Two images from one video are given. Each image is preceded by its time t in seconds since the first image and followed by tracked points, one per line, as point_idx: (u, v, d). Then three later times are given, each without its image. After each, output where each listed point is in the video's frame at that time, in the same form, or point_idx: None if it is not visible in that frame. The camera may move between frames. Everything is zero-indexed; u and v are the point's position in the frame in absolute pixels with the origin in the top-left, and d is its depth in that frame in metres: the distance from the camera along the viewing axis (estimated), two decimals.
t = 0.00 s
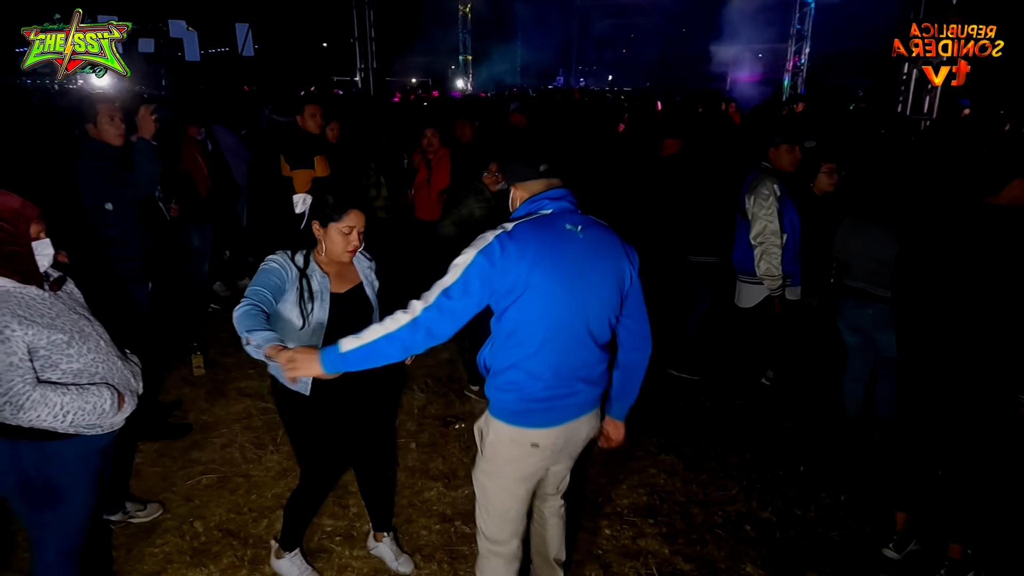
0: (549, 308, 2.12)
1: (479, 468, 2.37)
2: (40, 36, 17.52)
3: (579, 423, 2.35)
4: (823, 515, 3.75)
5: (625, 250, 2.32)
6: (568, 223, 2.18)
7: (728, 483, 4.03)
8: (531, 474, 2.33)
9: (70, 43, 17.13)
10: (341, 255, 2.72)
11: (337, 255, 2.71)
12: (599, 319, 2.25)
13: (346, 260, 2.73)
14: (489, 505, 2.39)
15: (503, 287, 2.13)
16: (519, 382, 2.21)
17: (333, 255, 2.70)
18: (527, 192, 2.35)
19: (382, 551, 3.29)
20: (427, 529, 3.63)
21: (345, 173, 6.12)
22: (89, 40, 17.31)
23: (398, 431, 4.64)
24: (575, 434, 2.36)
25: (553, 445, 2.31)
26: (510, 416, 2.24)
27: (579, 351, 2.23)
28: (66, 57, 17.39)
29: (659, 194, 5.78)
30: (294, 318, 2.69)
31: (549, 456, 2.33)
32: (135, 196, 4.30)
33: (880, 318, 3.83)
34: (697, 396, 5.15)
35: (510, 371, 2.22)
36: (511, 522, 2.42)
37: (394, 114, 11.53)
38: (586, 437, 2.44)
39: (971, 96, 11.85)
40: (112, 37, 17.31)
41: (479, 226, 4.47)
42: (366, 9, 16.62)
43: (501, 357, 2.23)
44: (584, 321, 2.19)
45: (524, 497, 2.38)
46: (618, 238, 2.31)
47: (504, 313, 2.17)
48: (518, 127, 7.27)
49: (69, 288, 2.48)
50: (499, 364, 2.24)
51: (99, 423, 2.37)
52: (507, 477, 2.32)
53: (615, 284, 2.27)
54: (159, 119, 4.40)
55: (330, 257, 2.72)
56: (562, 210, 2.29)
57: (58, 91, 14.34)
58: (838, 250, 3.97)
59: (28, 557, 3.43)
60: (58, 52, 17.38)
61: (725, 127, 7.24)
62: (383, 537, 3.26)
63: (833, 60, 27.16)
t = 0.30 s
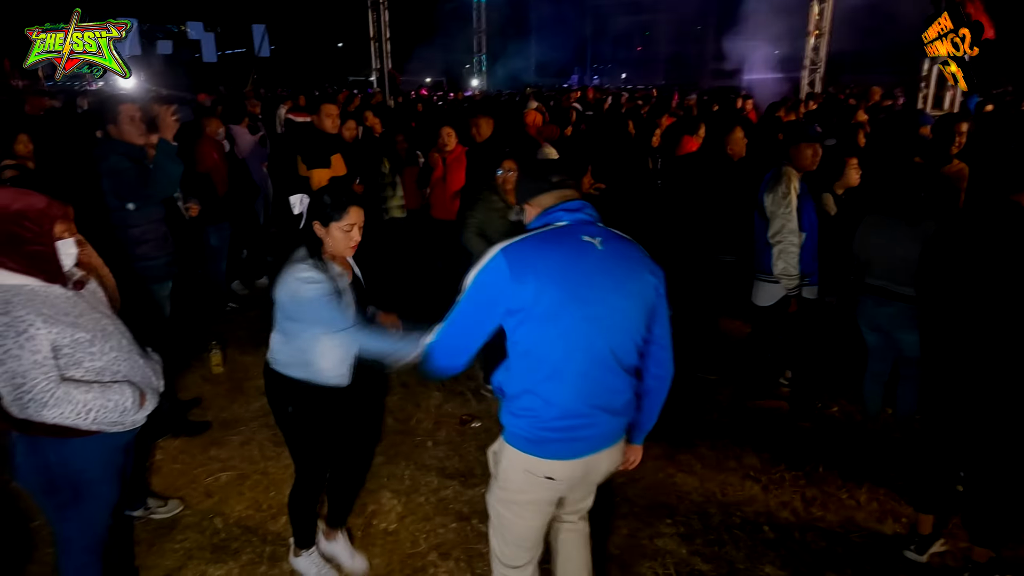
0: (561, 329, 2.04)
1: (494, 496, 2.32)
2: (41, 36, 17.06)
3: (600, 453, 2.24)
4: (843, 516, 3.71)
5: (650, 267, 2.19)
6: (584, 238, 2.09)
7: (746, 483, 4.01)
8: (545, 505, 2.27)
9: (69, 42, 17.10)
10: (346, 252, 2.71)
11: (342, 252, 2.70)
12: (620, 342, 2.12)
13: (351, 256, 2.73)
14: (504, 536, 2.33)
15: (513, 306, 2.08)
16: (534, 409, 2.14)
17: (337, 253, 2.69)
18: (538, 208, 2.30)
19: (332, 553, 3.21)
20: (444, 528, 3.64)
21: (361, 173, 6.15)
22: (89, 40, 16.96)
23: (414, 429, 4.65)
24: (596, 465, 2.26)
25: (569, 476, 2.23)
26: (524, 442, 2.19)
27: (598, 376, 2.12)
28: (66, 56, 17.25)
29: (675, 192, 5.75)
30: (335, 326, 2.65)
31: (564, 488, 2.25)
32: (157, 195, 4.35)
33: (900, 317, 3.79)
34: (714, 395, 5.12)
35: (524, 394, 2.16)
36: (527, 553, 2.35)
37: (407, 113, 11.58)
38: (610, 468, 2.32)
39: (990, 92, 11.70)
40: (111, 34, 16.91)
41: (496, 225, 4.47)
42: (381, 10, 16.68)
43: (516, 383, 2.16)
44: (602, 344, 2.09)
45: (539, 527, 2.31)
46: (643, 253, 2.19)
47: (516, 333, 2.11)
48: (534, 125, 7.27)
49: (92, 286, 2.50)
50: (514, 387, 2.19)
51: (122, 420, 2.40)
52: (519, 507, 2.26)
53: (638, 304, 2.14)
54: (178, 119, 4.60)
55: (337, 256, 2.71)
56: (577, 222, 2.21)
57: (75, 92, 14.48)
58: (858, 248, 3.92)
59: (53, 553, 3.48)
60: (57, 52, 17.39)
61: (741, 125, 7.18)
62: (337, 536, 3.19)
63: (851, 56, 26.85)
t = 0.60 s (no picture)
0: (595, 322, 2.02)
1: (528, 495, 2.28)
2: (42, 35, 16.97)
3: (637, 454, 2.17)
4: (859, 522, 3.67)
5: (690, 264, 2.15)
6: (620, 232, 2.08)
7: (761, 486, 3.98)
8: (582, 507, 2.20)
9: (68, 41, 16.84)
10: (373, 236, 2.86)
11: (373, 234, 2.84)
12: (658, 338, 2.08)
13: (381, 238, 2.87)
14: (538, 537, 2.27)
15: (546, 298, 2.07)
16: (568, 403, 2.11)
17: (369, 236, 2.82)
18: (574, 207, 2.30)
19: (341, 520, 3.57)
20: (458, 526, 3.64)
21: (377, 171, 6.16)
22: (87, 38, 16.97)
23: (428, 428, 4.66)
24: (635, 467, 2.18)
25: (606, 476, 2.17)
26: (557, 438, 2.15)
27: (634, 372, 2.08)
28: (63, 54, 16.87)
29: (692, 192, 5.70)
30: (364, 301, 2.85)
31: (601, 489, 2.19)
32: (177, 193, 4.40)
33: (919, 319, 3.73)
34: (728, 396, 5.09)
35: (557, 388, 2.13)
36: (562, 556, 2.28)
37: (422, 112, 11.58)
38: (651, 473, 2.24)
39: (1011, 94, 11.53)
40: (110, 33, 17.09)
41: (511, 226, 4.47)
42: (396, 10, 16.72)
43: (550, 377, 2.15)
44: (638, 339, 2.05)
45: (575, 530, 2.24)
46: (682, 250, 2.15)
47: (549, 325, 2.10)
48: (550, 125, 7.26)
49: (112, 282, 2.54)
50: (548, 381, 2.16)
51: (140, 414, 2.43)
52: (553, 507, 2.21)
53: (678, 300, 2.10)
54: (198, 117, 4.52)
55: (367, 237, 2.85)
56: (616, 218, 2.18)
57: (92, 89, 14.61)
58: (877, 249, 3.89)
59: (71, 544, 3.52)
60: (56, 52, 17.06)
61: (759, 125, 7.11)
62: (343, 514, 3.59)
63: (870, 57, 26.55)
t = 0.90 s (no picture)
0: (574, 310, 2.07)
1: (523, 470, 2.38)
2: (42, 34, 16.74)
3: (626, 434, 2.21)
4: (859, 520, 3.67)
5: (678, 252, 2.13)
6: (602, 223, 2.10)
7: (761, 484, 3.98)
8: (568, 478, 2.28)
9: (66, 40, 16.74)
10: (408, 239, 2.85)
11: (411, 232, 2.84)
12: (641, 325, 2.10)
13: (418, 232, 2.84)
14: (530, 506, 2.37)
15: (530, 286, 2.14)
16: (554, 385, 2.20)
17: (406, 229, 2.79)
18: (566, 199, 2.34)
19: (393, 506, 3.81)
20: (458, 523, 3.65)
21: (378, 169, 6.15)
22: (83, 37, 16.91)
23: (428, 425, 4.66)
24: (623, 445, 2.23)
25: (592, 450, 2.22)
26: (546, 415, 2.24)
27: (616, 357, 2.12)
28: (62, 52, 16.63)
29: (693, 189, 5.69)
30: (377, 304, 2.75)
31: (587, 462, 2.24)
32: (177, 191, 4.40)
33: (920, 318, 3.72)
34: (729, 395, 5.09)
35: (544, 370, 2.22)
36: (558, 530, 2.36)
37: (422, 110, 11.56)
38: (643, 452, 2.26)
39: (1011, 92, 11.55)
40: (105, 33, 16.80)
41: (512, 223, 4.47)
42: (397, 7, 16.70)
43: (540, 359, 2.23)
44: (618, 326, 2.08)
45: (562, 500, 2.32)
46: (668, 239, 2.13)
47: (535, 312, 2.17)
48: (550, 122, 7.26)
49: (111, 280, 2.54)
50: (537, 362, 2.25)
51: (140, 412, 2.43)
52: (542, 477, 2.30)
53: (662, 289, 2.10)
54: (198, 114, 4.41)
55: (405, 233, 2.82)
56: (598, 212, 2.24)
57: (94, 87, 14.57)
58: (877, 248, 3.89)
59: (72, 542, 3.53)
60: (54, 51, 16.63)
61: (760, 123, 7.10)
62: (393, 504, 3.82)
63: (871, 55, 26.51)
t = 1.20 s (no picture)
0: (565, 295, 2.25)
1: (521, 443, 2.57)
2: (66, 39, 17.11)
3: (616, 407, 2.38)
4: (852, 515, 3.69)
5: (664, 238, 2.26)
6: (589, 213, 2.25)
7: (755, 480, 4.00)
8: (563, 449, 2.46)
9: (65, 40, 16.89)
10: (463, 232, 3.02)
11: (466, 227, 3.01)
12: (628, 307, 2.26)
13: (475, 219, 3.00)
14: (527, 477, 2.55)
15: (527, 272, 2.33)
16: (548, 361, 2.38)
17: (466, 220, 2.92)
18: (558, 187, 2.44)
19: (501, 478, 3.74)
20: (453, 523, 3.65)
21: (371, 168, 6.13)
22: (78, 33, 16.66)
23: (423, 425, 4.66)
24: (614, 418, 2.40)
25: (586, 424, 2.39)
26: (542, 390, 2.42)
27: (605, 335, 2.29)
28: (65, 53, 17.00)
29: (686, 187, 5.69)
30: (482, 283, 2.98)
31: (580, 436, 2.42)
32: (168, 191, 4.38)
33: (913, 313, 3.74)
34: (722, 391, 5.10)
35: (540, 349, 2.41)
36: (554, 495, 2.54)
37: (415, 109, 11.52)
38: (631, 421, 2.44)
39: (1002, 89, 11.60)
40: (102, 30, 16.70)
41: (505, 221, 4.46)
42: (389, 6, 16.65)
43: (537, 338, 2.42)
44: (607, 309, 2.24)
45: (557, 470, 2.50)
46: (655, 225, 2.26)
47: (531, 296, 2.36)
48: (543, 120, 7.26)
49: (102, 282, 2.53)
50: (535, 342, 2.44)
51: (133, 413, 2.43)
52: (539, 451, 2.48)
53: (649, 273, 2.23)
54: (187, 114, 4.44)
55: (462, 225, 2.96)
56: (587, 200, 2.35)
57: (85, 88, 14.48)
58: (870, 244, 3.90)
59: (65, 545, 3.52)
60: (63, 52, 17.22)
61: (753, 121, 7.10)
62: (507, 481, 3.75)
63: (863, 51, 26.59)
